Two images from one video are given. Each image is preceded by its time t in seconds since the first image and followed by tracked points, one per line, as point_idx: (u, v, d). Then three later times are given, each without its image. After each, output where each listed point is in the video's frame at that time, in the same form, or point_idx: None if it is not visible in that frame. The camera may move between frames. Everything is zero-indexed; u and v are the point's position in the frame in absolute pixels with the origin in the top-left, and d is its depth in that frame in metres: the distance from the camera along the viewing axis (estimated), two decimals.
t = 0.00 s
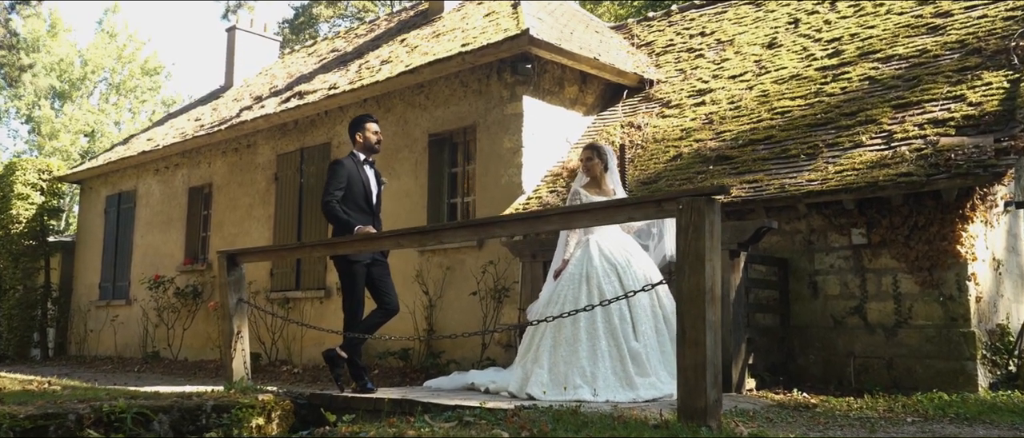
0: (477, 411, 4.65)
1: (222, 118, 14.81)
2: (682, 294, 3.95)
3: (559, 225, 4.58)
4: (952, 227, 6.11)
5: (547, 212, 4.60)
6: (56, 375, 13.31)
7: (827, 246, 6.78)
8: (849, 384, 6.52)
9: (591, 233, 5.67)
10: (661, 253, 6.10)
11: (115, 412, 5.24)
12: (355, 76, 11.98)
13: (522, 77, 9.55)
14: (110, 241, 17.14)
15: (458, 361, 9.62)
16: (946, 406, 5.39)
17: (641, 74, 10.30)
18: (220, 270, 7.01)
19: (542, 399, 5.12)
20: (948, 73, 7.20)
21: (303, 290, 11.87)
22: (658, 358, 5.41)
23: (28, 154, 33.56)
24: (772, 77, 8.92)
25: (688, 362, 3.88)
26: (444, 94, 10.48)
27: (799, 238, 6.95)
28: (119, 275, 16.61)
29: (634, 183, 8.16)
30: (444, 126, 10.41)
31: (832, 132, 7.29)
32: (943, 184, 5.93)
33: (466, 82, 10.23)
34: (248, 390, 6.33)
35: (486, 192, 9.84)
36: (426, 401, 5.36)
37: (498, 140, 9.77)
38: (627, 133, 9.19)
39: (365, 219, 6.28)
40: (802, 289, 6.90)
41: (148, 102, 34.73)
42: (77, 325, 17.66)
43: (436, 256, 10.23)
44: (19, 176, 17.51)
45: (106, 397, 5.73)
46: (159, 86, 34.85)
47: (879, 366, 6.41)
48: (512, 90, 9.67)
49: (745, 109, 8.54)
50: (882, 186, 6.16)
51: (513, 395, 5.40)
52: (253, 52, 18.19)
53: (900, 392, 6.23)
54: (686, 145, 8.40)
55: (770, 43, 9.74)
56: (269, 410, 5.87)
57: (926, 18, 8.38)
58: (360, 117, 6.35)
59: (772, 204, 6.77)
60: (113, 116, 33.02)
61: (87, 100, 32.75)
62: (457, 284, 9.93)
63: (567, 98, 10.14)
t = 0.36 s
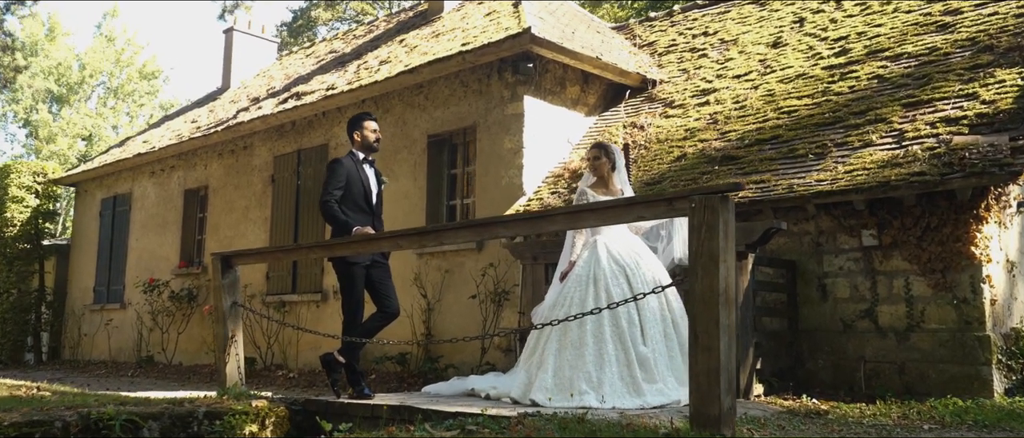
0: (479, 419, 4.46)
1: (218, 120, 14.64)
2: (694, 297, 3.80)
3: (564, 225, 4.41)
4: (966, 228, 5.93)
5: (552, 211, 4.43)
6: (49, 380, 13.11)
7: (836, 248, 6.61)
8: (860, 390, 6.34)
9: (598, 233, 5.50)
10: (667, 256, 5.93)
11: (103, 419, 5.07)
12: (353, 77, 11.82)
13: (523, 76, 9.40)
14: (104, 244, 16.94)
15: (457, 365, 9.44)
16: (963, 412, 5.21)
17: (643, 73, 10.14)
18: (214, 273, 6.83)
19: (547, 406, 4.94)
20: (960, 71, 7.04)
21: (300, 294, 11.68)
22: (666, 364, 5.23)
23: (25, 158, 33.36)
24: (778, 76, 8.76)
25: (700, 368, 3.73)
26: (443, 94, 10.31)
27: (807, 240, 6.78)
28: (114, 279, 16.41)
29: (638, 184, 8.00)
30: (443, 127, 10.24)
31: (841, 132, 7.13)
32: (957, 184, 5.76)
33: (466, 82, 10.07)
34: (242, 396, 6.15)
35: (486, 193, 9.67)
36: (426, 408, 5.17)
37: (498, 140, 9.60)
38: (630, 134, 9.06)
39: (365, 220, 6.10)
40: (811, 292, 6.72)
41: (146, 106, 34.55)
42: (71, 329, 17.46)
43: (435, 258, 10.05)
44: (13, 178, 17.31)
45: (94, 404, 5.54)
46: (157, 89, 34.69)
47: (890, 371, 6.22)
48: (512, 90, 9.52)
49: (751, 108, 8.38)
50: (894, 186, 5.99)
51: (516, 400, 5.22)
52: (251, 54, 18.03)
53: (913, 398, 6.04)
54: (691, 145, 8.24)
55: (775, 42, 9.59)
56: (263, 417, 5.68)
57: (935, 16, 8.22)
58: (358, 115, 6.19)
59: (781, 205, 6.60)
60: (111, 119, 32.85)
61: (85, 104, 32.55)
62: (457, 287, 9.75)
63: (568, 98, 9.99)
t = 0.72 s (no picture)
0: (478, 426, 4.28)
1: (213, 121, 14.45)
2: (705, 299, 3.66)
3: (568, 223, 4.24)
4: (979, 228, 5.76)
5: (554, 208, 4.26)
6: (39, 385, 12.88)
7: (843, 249, 6.43)
8: (869, 395, 6.16)
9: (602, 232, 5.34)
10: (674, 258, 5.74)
11: (86, 426, 4.88)
12: (350, 77, 11.65)
13: (522, 75, 9.23)
14: (98, 247, 16.73)
15: (455, 370, 9.25)
16: (979, 418, 5.03)
17: (644, 73, 9.97)
18: (205, 275, 6.64)
19: (550, 412, 4.78)
20: (969, 68, 6.88)
21: (295, 297, 11.49)
22: (672, 369, 5.05)
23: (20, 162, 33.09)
24: (782, 75, 8.60)
25: (712, 373, 3.58)
26: (441, 94, 10.14)
27: (814, 241, 6.61)
28: (107, 282, 16.20)
29: (640, 184, 7.82)
30: (440, 127, 10.07)
31: (848, 130, 6.96)
32: (971, 183, 5.59)
33: (464, 82, 9.90)
34: (233, 402, 5.96)
35: (484, 194, 9.49)
36: (423, 414, 4.99)
37: (497, 141, 9.43)
38: (631, 134, 8.91)
39: (358, 220, 5.92)
40: (818, 294, 6.55)
41: (143, 110, 34.31)
42: (63, 333, 17.23)
43: (433, 261, 9.87)
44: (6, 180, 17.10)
45: (78, 410, 5.35)
46: (154, 93, 34.48)
47: (901, 376, 6.04)
48: (511, 89, 9.35)
49: (755, 107, 8.21)
50: (905, 185, 5.82)
51: (517, 405, 5.07)
52: (246, 55, 17.86)
53: (925, 403, 5.85)
54: (693, 145, 8.07)
55: (778, 41, 9.43)
56: (254, 424, 5.50)
57: (942, 14, 8.07)
58: (347, 111, 6.01)
59: (787, 205, 6.43)
60: (110, 128, 32.08)
61: (82, 107, 32.28)
62: (454, 290, 9.57)
63: (568, 97, 9.82)
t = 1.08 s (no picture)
0: (474, 433, 4.09)
1: (205, 121, 14.25)
2: (713, 298, 3.48)
3: (570, 219, 4.06)
4: (990, 228, 5.58)
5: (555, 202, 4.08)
6: (26, 390, 12.64)
7: (850, 250, 6.26)
8: (877, 400, 5.97)
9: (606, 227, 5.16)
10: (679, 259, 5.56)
11: (63, 432, 4.67)
12: (343, 76, 11.46)
13: (518, 73, 9.06)
14: (88, 250, 16.49)
15: (450, 375, 9.04)
16: (994, 425, 4.85)
17: (643, 71, 9.78)
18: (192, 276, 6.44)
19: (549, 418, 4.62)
20: (977, 64, 6.71)
21: (287, 300, 11.28)
22: (675, 374, 4.85)
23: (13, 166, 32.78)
24: (784, 73, 8.42)
25: (720, 376, 3.40)
26: (436, 93, 9.96)
27: (819, 242, 6.43)
28: (97, 286, 15.96)
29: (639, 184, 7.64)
30: (435, 126, 9.89)
31: (853, 128, 6.79)
32: (982, 181, 5.41)
33: (459, 80, 9.73)
34: (219, 407, 5.75)
35: (480, 194, 9.30)
36: (415, 420, 4.78)
37: (493, 140, 9.25)
38: (629, 133, 8.73)
39: (349, 218, 5.73)
40: (824, 297, 6.37)
41: (137, 113, 34.06)
42: (53, 337, 16.98)
43: (427, 263, 9.67)
44: None
45: (57, 416, 5.14)
46: (149, 97, 34.26)
47: (910, 381, 5.86)
48: (507, 87, 9.18)
49: (756, 106, 8.03)
50: (913, 183, 5.65)
51: (514, 409, 4.91)
52: (239, 55, 17.67)
53: (935, 409, 5.67)
54: (694, 144, 7.89)
55: (779, 39, 9.26)
56: (242, 430, 5.35)
57: (947, 10, 7.90)
58: (336, 105, 5.83)
59: (792, 205, 6.26)
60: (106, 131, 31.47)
61: (76, 111, 32.01)
62: (449, 293, 9.37)
63: (565, 96, 9.65)
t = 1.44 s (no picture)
0: None
1: (193, 120, 14.02)
2: (718, 298, 3.29)
3: (566, 215, 3.87)
4: (999, 226, 5.41)
5: (551, 198, 3.89)
6: (9, 394, 12.36)
7: (853, 250, 6.09)
8: (883, 404, 5.79)
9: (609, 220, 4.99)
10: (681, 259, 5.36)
11: None
12: (334, 74, 11.25)
13: (512, 70, 8.87)
14: (74, 251, 16.22)
15: (442, 378, 8.83)
16: (1006, 430, 4.67)
17: (639, 69, 9.59)
18: (175, 275, 6.22)
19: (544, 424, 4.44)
20: (982, 60, 6.54)
21: (275, 302, 11.05)
22: (676, 379, 4.66)
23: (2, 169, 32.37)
24: (783, 70, 8.23)
25: (727, 380, 3.21)
26: (428, 91, 9.76)
27: (822, 241, 6.26)
28: (83, 288, 15.68)
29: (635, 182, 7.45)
30: (427, 124, 9.69)
31: (856, 125, 6.61)
32: (991, 178, 5.24)
33: (452, 77, 9.53)
34: (201, 413, 5.53)
35: (472, 194, 9.10)
36: (404, 426, 4.57)
37: (486, 138, 9.05)
38: (626, 131, 8.53)
39: (338, 216, 5.53)
40: (827, 297, 6.19)
41: (129, 115, 33.72)
42: (38, 340, 16.68)
43: (419, 264, 9.46)
44: None
45: (30, 422, 4.91)
46: (141, 99, 33.94)
47: (917, 384, 5.68)
48: (500, 84, 8.99)
49: (755, 103, 7.85)
50: (919, 180, 5.47)
51: (510, 414, 4.73)
52: (229, 55, 17.44)
53: (943, 413, 5.49)
54: (692, 142, 7.71)
55: (777, 36, 9.08)
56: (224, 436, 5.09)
57: (949, 6, 7.73)
58: (324, 99, 5.64)
59: (793, 203, 6.08)
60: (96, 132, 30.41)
61: (67, 113, 31.61)
62: (441, 294, 9.17)
63: (560, 94, 9.46)
